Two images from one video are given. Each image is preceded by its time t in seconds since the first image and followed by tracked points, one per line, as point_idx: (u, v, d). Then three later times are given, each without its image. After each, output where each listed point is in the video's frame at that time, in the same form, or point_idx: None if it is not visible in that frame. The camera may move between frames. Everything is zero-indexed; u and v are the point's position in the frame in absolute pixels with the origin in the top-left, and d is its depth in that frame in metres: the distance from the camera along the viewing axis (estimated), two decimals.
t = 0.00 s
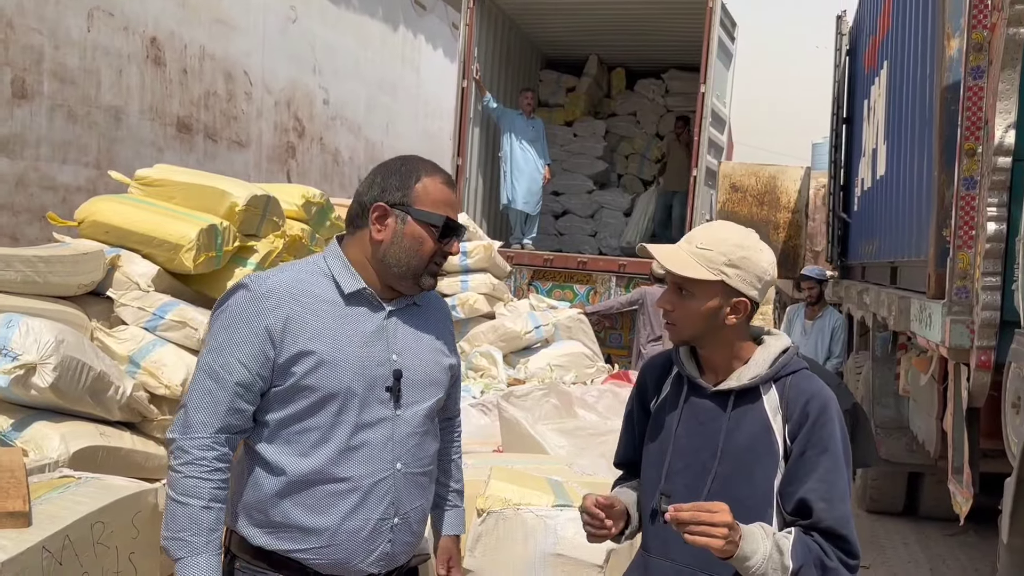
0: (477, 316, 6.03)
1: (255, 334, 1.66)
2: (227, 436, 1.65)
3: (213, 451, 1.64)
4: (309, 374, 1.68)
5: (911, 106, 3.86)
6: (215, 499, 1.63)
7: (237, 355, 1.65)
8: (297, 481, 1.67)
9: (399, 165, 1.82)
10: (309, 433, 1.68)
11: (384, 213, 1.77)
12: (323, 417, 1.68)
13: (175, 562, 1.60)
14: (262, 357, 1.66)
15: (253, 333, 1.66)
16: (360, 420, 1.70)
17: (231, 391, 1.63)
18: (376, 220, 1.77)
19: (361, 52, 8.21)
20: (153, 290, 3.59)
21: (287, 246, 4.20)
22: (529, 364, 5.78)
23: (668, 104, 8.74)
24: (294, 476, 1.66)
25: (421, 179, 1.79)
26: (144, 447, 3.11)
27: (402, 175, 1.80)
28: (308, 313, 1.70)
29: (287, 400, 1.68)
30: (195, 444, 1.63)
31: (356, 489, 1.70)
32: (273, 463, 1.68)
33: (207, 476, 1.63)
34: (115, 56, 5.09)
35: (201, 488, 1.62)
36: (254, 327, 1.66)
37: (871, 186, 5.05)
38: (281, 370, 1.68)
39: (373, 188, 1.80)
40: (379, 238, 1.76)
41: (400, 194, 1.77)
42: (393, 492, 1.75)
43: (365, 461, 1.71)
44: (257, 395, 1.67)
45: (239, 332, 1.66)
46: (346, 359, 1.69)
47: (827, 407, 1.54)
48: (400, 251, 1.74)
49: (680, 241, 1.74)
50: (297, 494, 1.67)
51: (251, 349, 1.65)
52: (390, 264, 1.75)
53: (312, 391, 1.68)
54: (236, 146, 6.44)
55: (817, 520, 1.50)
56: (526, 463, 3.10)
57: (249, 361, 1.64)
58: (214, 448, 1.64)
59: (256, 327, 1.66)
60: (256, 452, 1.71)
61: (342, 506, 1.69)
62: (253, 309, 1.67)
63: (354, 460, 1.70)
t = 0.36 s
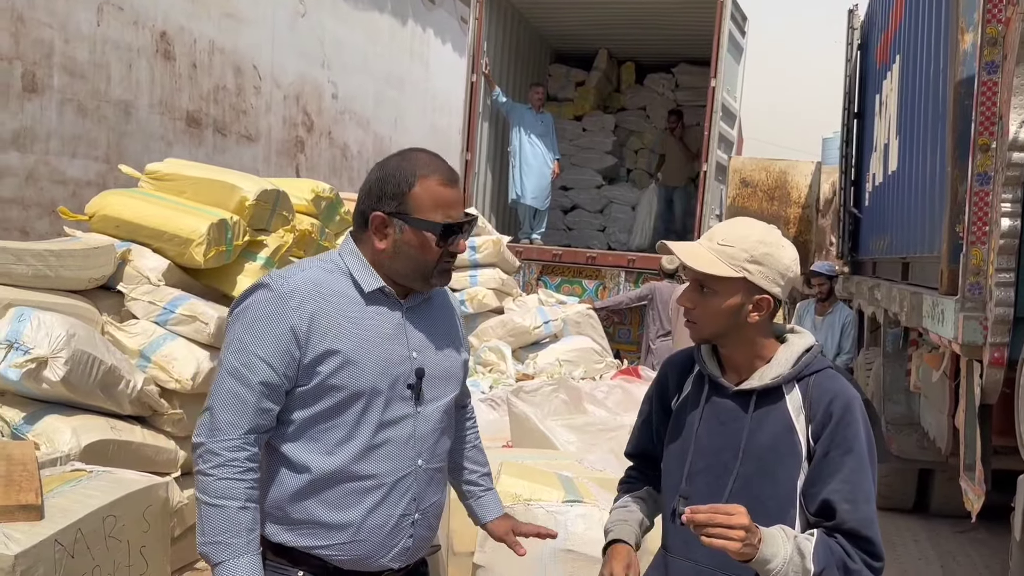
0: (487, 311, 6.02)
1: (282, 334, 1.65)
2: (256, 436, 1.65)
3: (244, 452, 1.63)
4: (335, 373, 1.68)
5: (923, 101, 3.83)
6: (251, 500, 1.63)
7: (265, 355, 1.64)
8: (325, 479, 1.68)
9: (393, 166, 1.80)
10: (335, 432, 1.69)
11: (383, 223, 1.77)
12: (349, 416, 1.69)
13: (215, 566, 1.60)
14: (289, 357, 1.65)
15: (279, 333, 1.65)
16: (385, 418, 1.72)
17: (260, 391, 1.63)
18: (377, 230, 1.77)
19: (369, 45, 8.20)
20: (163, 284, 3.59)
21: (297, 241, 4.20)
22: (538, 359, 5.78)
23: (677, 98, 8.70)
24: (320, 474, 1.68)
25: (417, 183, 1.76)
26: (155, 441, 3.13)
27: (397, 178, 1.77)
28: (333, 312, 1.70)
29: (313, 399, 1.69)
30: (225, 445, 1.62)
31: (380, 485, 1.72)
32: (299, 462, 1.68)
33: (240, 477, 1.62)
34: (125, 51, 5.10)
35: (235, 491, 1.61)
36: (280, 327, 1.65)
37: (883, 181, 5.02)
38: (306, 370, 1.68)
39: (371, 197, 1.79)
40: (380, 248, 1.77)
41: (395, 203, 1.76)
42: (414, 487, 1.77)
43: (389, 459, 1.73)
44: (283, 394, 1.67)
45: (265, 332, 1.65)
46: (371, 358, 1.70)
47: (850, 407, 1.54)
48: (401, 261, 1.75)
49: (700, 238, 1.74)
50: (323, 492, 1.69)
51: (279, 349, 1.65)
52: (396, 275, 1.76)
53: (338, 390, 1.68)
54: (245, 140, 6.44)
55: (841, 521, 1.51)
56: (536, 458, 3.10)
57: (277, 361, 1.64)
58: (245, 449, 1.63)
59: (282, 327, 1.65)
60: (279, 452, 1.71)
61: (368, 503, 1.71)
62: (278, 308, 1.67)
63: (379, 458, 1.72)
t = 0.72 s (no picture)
0: (494, 306, 6.03)
1: (284, 331, 1.67)
2: (261, 433, 1.66)
3: (249, 449, 1.64)
4: (338, 369, 1.69)
5: (932, 94, 3.81)
6: (256, 498, 1.64)
7: (267, 352, 1.65)
8: (329, 474, 1.69)
9: (397, 154, 1.82)
10: (339, 427, 1.70)
11: (381, 208, 1.78)
12: (352, 411, 1.70)
13: (221, 562, 1.61)
14: (291, 354, 1.67)
15: (282, 330, 1.67)
16: (388, 412, 1.73)
17: (262, 389, 1.64)
18: (374, 214, 1.79)
19: (376, 41, 8.20)
20: (173, 280, 3.62)
21: (305, 237, 4.21)
22: (546, 354, 5.78)
23: (685, 92, 8.68)
24: (325, 469, 1.69)
25: (416, 171, 1.78)
26: (164, 436, 3.15)
27: (398, 166, 1.80)
28: (335, 309, 1.71)
29: (316, 395, 1.70)
30: (230, 443, 1.63)
31: (386, 480, 1.73)
32: (304, 457, 1.69)
33: (245, 475, 1.63)
34: (134, 48, 5.12)
35: (240, 488, 1.62)
36: (283, 324, 1.67)
37: (892, 175, 4.99)
38: (309, 366, 1.69)
39: (372, 182, 1.82)
40: (377, 233, 1.79)
41: (394, 188, 1.78)
42: (420, 481, 1.78)
43: (394, 453, 1.74)
44: (287, 391, 1.68)
45: (268, 330, 1.67)
46: (374, 352, 1.71)
47: (863, 405, 1.54)
48: (394, 248, 1.76)
49: (713, 233, 1.74)
50: (328, 487, 1.70)
51: (281, 346, 1.66)
52: (388, 259, 1.77)
53: (341, 385, 1.69)
54: (253, 137, 6.47)
55: (858, 520, 1.51)
56: (543, 453, 3.10)
57: (279, 358, 1.66)
58: (250, 446, 1.64)
59: (284, 324, 1.67)
60: (285, 448, 1.72)
61: (373, 497, 1.72)
62: (279, 306, 1.68)
63: (384, 452, 1.73)
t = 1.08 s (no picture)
0: (500, 305, 6.05)
1: (286, 333, 1.68)
2: (263, 435, 1.68)
3: (250, 451, 1.66)
4: (339, 371, 1.71)
5: (937, 89, 3.80)
6: (255, 499, 1.66)
7: (268, 355, 1.67)
8: (331, 476, 1.70)
9: (404, 154, 1.85)
10: (341, 429, 1.71)
11: (386, 205, 1.80)
12: (353, 413, 1.71)
13: (219, 562, 1.63)
14: (293, 356, 1.68)
15: (283, 332, 1.68)
16: (390, 414, 1.73)
17: (264, 391, 1.66)
18: (379, 211, 1.81)
19: (381, 41, 8.21)
20: (180, 282, 3.64)
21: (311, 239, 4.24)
22: (552, 353, 5.79)
23: (690, 90, 8.67)
24: (326, 470, 1.70)
25: (422, 168, 1.80)
26: (172, 437, 3.17)
27: (402, 165, 1.82)
28: (336, 311, 1.72)
29: (318, 397, 1.71)
30: (232, 444, 1.66)
31: (389, 482, 1.74)
32: (306, 459, 1.71)
33: (246, 476, 1.65)
34: (140, 50, 5.15)
35: (240, 489, 1.64)
36: (284, 326, 1.69)
37: (898, 172, 4.98)
38: (311, 368, 1.71)
39: (377, 181, 1.84)
40: (382, 230, 1.81)
41: (399, 185, 1.80)
42: (424, 482, 1.79)
43: (396, 455, 1.75)
44: (289, 393, 1.70)
45: (270, 332, 1.69)
46: (375, 355, 1.72)
47: (872, 407, 1.54)
48: (398, 244, 1.77)
49: (723, 233, 1.75)
50: (330, 489, 1.71)
51: (282, 348, 1.68)
52: (392, 256, 1.78)
53: (342, 387, 1.71)
54: (259, 138, 6.49)
55: (864, 522, 1.52)
56: (549, 452, 3.11)
57: (281, 360, 1.67)
58: (250, 447, 1.66)
59: (286, 326, 1.68)
60: (289, 450, 1.74)
61: (375, 499, 1.73)
62: (282, 308, 1.70)
63: (386, 454, 1.74)
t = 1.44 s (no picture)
0: (502, 309, 6.07)
1: (282, 337, 1.71)
2: (259, 437, 1.71)
3: (246, 452, 1.69)
4: (334, 376, 1.73)
5: (936, 89, 3.82)
6: (252, 498, 1.69)
7: (265, 358, 1.70)
8: (327, 481, 1.72)
9: (402, 161, 1.91)
10: (336, 434, 1.74)
11: (374, 205, 1.88)
12: (348, 418, 1.74)
13: (217, 561, 1.66)
14: (289, 360, 1.71)
15: (280, 337, 1.71)
16: (385, 420, 1.75)
17: (260, 393, 1.69)
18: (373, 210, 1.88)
19: (382, 46, 8.23)
20: (184, 291, 3.72)
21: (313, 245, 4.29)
22: (556, 356, 5.80)
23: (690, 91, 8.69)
24: (322, 475, 1.72)
25: (406, 168, 1.86)
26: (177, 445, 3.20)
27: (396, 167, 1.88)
28: (332, 316, 1.75)
29: (314, 402, 1.74)
30: (229, 446, 1.69)
31: (383, 488, 1.76)
32: (302, 463, 1.73)
33: (241, 477, 1.68)
34: (142, 59, 5.20)
35: (235, 489, 1.67)
36: (281, 331, 1.71)
37: (898, 172, 4.99)
38: (307, 372, 1.73)
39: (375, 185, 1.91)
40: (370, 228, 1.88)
41: (385, 184, 1.86)
42: (420, 490, 1.80)
43: (391, 461, 1.77)
44: (285, 397, 1.72)
45: (267, 336, 1.71)
46: (370, 361, 1.74)
47: (870, 412, 1.56)
48: (377, 239, 1.83)
49: (722, 238, 1.77)
50: (326, 493, 1.73)
51: (278, 352, 1.70)
52: (374, 253, 1.84)
53: (337, 392, 1.73)
54: (261, 144, 6.52)
55: (864, 526, 1.54)
56: (552, 456, 3.13)
57: (276, 364, 1.70)
58: (247, 448, 1.69)
59: (282, 330, 1.71)
60: (287, 453, 1.77)
61: (371, 505, 1.75)
62: (278, 313, 1.73)
63: (381, 460, 1.76)
